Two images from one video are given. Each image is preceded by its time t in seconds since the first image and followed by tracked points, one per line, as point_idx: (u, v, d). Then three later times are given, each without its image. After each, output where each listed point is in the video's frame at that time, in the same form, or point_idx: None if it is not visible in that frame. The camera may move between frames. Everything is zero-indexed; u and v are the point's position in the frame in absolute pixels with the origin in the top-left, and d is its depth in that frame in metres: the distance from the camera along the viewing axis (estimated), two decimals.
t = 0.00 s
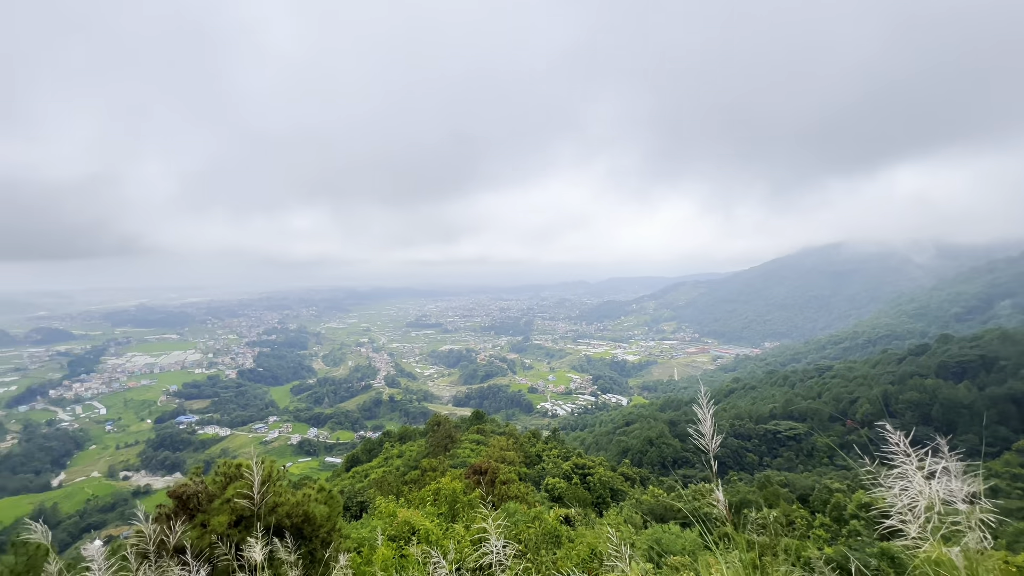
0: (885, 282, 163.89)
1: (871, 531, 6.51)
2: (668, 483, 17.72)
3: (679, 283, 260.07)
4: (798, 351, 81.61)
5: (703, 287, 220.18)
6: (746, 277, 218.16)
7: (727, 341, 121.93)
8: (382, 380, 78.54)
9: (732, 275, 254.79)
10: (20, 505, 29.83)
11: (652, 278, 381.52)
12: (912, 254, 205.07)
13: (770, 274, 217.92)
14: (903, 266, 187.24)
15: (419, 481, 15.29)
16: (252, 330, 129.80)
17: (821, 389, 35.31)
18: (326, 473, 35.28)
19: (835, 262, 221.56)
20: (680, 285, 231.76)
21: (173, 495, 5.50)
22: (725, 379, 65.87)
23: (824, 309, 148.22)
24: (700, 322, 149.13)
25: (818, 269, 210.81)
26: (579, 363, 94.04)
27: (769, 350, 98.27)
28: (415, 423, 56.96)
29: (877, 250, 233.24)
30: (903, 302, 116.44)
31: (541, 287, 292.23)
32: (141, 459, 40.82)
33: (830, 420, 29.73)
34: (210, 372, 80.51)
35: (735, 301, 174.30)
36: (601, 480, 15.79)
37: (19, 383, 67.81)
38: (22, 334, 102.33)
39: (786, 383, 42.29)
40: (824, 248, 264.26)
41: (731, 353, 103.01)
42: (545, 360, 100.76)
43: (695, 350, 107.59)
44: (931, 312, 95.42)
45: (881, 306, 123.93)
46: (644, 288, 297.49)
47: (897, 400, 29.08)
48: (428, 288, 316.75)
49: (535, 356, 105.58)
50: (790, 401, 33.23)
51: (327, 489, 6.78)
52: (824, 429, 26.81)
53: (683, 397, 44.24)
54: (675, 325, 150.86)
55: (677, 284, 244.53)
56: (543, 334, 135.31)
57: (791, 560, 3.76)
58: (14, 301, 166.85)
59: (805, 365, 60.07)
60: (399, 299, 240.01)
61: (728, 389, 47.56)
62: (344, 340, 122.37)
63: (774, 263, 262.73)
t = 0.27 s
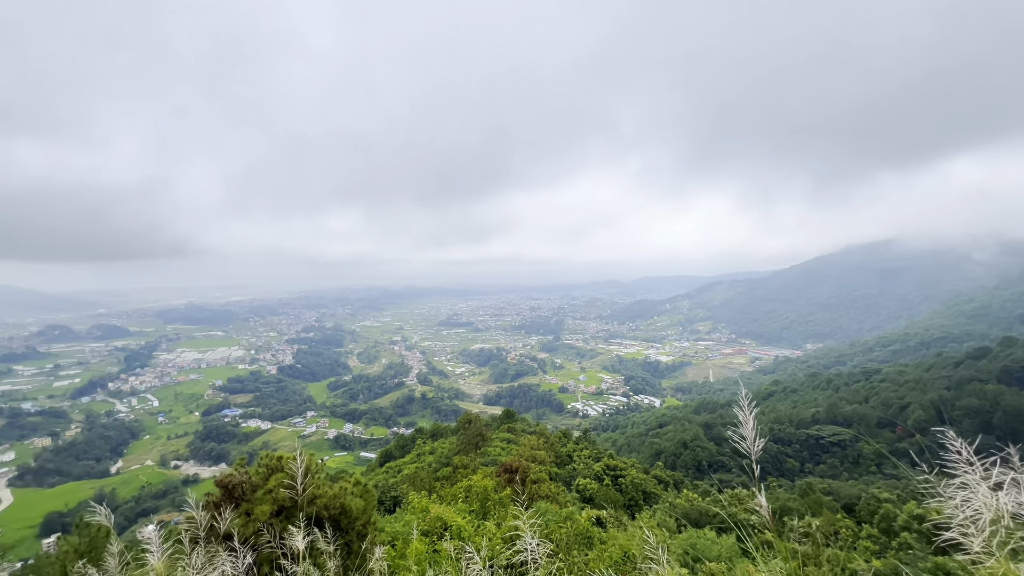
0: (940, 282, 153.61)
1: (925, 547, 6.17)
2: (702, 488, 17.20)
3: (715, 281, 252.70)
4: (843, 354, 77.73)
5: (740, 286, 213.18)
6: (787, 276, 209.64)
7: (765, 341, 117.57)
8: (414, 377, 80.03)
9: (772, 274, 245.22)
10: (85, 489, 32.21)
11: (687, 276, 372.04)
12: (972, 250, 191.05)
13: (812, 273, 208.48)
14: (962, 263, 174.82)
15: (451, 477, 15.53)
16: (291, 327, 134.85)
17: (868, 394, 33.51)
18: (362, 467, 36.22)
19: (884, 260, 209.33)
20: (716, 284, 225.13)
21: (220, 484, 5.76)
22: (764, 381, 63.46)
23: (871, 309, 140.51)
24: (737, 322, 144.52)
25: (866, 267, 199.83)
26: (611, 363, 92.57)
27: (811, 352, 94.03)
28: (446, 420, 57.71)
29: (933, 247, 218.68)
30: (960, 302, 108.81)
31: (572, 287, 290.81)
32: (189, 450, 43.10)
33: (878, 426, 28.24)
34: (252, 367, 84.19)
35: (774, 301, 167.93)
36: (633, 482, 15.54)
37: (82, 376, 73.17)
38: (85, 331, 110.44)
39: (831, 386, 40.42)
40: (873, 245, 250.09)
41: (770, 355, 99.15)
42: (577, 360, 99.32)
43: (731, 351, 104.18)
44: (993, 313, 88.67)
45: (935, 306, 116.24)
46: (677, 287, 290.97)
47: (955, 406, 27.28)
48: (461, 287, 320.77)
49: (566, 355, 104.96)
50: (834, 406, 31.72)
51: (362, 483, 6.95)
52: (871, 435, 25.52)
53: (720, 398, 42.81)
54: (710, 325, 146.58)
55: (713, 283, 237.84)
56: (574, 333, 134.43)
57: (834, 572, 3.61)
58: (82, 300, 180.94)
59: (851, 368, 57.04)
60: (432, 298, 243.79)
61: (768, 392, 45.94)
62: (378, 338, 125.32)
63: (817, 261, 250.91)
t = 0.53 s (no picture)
0: (1009, 279, 141.65)
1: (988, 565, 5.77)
2: (742, 494, 16.62)
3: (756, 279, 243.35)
4: (896, 357, 73.16)
5: (783, 284, 204.45)
6: (834, 275, 199.40)
7: (809, 342, 112.18)
8: (448, 375, 81.36)
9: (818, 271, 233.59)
10: (144, 475, 34.39)
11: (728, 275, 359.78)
12: None
13: (863, 271, 197.16)
14: None
15: (485, 474, 15.74)
16: (330, 325, 139.67)
17: (923, 398, 31.52)
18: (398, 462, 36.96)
19: (942, 257, 195.53)
20: (757, 282, 216.73)
21: (266, 474, 6.02)
22: (810, 383, 60.53)
23: (929, 308, 131.46)
24: (780, 322, 138.81)
25: (923, 264, 186.98)
26: (645, 363, 90.70)
27: (861, 353, 88.98)
28: (478, 418, 58.23)
29: (1002, 242, 201.70)
30: None
31: (606, 286, 287.48)
32: (237, 441, 45.29)
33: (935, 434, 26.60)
34: (293, 363, 87.61)
35: (821, 301, 160.01)
36: (669, 485, 15.23)
37: (140, 370, 78.32)
38: (143, 327, 118.24)
39: (883, 391, 38.23)
40: (932, 241, 233.53)
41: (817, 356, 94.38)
42: (611, 360, 97.57)
43: (774, 351, 99.77)
44: None
45: (1002, 307, 107.45)
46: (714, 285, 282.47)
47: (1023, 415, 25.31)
48: (494, 286, 322.95)
49: (599, 355, 103.61)
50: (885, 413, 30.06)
51: (398, 478, 7.13)
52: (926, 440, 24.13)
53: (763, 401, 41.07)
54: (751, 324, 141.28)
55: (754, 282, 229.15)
56: (607, 332, 132.69)
57: None
58: (144, 298, 194.13)
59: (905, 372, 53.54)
60: (466, 297, 246.41)
61: (813, 395, 44.09)
62: (412, 336, 127.74)
63: (869, 258, 236.84)
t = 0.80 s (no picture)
0: None
1: None
2: (786, 501, 15.92)
3: (803, 277, 232.00)
4: (959, 361, 67.90)
5: (832, 282, 193.97)
6: (889, 274, 187.34)
7: (860, 344, 105.96)
8: (482, 372, 82.28)
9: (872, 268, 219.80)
10: (197, 464, 36.31)
11: (771, 273, 345.01)
12: None
13: (923, 269, 184.07)
14: None
15: (519, 473, 15.87)
16: (368, 322, 143.83)
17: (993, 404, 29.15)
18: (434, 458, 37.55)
19: (1012, 254, 180.31)
20: (803, 280, 206.85)
21: (310, 466, 6.22)
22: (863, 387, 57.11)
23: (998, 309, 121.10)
24: (828, 322, 131.87)
25: (993, 260, 172.35)
26: (684, 364, 87.99)
27: (919, 357, 83.21)
28: (513, 417, 58.49)
29: None
30: None
31: (643, 285, 282.21)
32: (282, 433, 47.44)
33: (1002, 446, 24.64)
34: (334, 360, 90.65)
35: (874, 300, 150.80)
36: (708, 490, 14.81)
37: (194, 364, 83.15)
38: (196, 324, 125.60)
39: (946, 398, 35.67)
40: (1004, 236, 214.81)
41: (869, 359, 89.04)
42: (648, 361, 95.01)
43: (821, 353, 94.77)
44: None
45: None
46: (756, 284, 272.00)
47: None
48: (529, 284, 323.03)
49: (634, 354, 102.02)
50: (949, 420, 28.05)
51: (434, 473, 7.26)
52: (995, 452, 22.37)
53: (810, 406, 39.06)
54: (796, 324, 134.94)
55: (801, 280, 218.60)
56: (643, 332, 130.39)
57: None
58: (199, 296, 206.50)
59: (970, 378, 49.60)
60: (500, 295, 247.86)
61: (866, 401, 41.78)
62: (447, 334, 129.54)
63: (930, 254, 220.60)
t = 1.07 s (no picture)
0: None
1: None
2: (838, 512, 15.05)
3: (857, 275, 218.22)
4: None
5: (891, 280, 181.41)
6: (957, 272, 173.15)
7: (921, 346, 98.61)
8: (518, 371, 82.63)
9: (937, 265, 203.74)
10: (247, 454, 38.18)
11: (822, 271, 327.23)
12: None
13: (996, 266, 168.95)
14: None
15: (555, 472, 15.85)
16: (406, 321, 147.31)
17: None
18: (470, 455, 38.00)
19: None
20: (857, 279, 194.84)
21: (353, 458, 6.46)
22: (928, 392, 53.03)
23: None
24: (885, 323, 123.53)
25: None
26: (726, 366, 84.70)
27: (990, 361, 76.48)
28: (548, 416, 58.35)
29: None
30: None
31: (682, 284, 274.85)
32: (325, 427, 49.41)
33: None
34: (373, 357, 93.43)
35: (938, 300, 139.92)
36: (751, 497, 14.25)
37: (244, 359, 87.79)
38: (246, 321, 132.61)
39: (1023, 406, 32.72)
40: None
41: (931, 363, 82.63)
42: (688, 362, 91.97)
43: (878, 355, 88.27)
44: None
45: None
46: (804, 283, 258.85)
47: None
48: (564, 283, 321.62)
49: (673, 355, 99.67)
50: None
51: (471, 470, 7.35)
52: None
53: (865, 412, 36.70)
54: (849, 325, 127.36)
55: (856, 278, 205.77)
56: (683, 332, 127.10)
57: None
58: (251, 295, 218.10)
59: None
60: (536, 295, 247.79)
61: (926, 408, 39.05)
62: (483, 333, 130.84)
63: (1005, 250, 202.02)
